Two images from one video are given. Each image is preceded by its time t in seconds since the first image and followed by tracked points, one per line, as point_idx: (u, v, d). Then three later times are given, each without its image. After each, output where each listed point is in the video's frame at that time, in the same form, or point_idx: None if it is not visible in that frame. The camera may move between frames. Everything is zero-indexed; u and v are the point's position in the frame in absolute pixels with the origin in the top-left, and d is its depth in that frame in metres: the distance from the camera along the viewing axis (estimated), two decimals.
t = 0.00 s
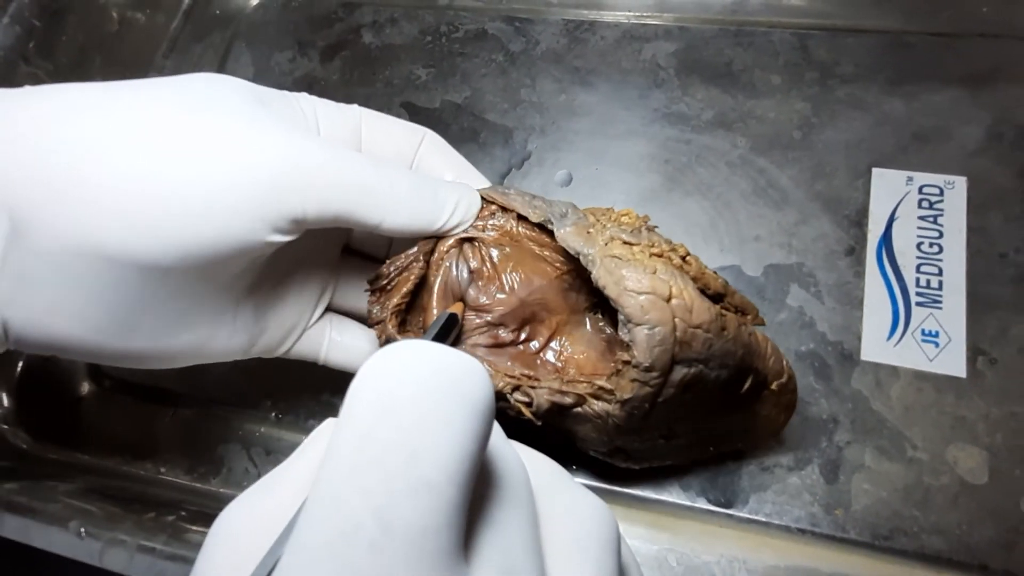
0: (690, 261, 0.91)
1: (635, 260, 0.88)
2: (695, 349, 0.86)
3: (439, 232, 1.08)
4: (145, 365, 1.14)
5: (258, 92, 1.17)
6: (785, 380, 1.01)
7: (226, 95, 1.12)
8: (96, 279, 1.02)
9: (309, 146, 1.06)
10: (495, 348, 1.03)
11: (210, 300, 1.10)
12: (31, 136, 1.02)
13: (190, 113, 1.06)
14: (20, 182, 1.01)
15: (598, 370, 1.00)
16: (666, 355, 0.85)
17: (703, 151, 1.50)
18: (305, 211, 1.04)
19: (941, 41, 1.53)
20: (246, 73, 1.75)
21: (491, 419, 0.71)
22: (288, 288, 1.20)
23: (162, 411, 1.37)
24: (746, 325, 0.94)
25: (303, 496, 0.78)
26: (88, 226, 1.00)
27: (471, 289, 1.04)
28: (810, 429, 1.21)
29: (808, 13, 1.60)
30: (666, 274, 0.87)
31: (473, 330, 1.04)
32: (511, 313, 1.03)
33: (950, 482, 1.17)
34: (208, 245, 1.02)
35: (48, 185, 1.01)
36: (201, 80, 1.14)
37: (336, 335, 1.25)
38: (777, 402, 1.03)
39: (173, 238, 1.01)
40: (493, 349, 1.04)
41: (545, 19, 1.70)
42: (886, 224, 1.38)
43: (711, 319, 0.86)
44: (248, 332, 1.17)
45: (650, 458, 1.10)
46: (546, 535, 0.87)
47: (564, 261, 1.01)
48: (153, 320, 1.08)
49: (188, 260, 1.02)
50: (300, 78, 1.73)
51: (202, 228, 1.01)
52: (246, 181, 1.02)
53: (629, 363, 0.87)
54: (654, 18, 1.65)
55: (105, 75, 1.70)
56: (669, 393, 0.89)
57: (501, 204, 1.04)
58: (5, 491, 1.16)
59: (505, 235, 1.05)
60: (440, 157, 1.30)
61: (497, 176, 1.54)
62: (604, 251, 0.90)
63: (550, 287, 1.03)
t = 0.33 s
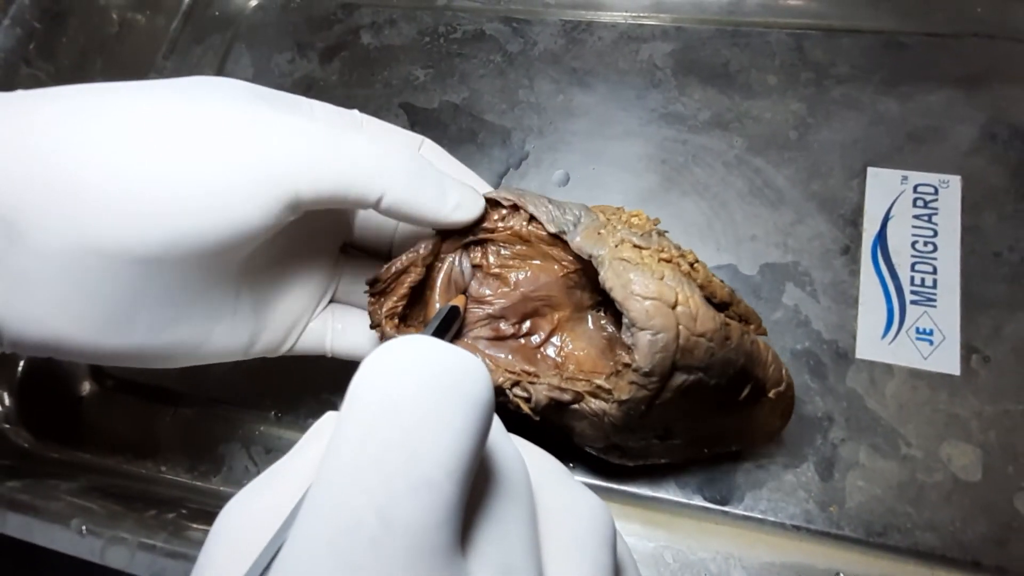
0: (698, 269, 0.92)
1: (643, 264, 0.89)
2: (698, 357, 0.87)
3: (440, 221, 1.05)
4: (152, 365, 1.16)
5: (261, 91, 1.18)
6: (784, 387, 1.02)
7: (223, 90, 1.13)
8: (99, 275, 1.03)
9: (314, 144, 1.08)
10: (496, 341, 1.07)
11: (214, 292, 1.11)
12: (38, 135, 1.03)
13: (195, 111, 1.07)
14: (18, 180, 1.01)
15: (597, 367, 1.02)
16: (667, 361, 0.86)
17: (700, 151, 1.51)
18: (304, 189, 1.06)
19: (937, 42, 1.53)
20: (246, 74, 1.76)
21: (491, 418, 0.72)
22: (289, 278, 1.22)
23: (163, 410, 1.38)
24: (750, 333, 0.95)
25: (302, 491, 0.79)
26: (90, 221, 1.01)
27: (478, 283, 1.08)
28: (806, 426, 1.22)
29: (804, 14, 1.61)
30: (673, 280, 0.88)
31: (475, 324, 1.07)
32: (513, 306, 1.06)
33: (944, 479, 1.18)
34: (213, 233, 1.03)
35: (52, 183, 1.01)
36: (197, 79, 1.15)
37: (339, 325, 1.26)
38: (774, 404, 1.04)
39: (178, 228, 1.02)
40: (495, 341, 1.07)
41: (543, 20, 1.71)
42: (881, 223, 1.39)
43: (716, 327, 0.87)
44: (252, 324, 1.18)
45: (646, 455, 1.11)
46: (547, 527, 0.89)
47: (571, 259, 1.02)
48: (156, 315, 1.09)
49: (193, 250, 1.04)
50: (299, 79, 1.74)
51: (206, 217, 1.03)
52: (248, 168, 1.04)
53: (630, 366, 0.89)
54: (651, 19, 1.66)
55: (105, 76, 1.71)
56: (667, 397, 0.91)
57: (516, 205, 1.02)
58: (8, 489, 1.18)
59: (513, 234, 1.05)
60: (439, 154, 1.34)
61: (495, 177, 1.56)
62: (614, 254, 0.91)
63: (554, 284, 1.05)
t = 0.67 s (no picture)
0: (700, 264, 0.92)
1: (645, 260, 0.89)
2: (704, 351, 0.87)
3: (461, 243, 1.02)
4: (161, 355, 1.15)
5: (277, 93, 1.19)
6: (792, 382, 1.01)
7: (251, 95, 1.14)
8: (119, 273, 1.04)
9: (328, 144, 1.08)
10: (503, 343, 1.03)
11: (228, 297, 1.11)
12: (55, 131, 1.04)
13: (211, 109, 1.08)
14: (39, 175, 1.02)
15: (604, 367, 1.00)
16: (674, 356, 0.86)
17: (705, 150, 1.50)
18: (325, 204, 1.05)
19: (942, 40, 1.53)
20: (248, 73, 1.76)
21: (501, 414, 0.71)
22: (298, 287, 1.21)
23: (166, 410, 1.37)
24: (755, 328, 0.94)
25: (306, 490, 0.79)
26: (112, 218, 1.01)
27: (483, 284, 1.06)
28: (813, 426, 1.22)
29: (808, 12, 1.61)
30: (676, 275, 0.88)
31: (481, 325, 1.03)
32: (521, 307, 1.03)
33: (953, 478, 1.17)
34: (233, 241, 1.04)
35: (69, 178, 1.02)
36: (223, 82, 1.17)
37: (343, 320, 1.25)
38: (784, 402, 1.03)
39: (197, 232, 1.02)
40: (500, 343, 1.03)
41: (547, 19, 1.70)
42: (888, 221, 1.39)
43: (721, 321, 0.87)
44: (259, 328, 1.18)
45: (655, 456, 1.10)
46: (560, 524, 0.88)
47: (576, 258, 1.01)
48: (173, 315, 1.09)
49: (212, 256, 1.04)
50: (302, 78, 1.73)
51: (227, 224, 1.03)
52: (265, 181, 1.04)
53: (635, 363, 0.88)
54: (655, 18, 1.66)
55: (108, 75, 1.71)
56: (675, 393, 0.89)
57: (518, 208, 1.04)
58: (11, 489, 1.16)
59: (517, 232, 1.06)
60: (452, 160, 1.31)
61: (499, 176, 1.55)
62: (616, 251, 0.91)
63: (559, 283, 1.03)
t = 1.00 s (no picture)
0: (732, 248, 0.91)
1: (681, 241, 0.87)
2: (746, 331, 0.84)
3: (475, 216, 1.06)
4: (168, 353, 1.12)
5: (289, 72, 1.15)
6: (823, 368, 1.00)
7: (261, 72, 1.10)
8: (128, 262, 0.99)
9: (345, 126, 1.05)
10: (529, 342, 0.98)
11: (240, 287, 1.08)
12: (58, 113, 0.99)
13: (221, 90, 1.04)
14: (41, 160, 0.97)
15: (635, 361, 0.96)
16: (718, 336, 0.83)
17: (722, 148, 1.47)
18: (340, 185, 1.03)
19: (963, 36, 1.50)
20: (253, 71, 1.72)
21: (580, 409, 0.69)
22: (311, 276, 1.17)
23: (171, 415, 1.33)
24: (790, 311, 0.93)
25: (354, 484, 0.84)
26: (117, 205, 0.97)
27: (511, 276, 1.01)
28: (839, 431, 1.18)
29: (826, 8, 1.57)
30: (713, 254, 0.86)
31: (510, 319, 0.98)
32: (551, 303, 0.98)
33: (985, 484, 1.14)
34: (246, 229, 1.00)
35: (73, 163, 0.98)
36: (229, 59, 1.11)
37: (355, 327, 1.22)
38: (814, 391, 1.02)
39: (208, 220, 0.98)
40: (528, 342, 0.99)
41: (558, 15, 1.67)
42: (911, 221, 1.36)
43: (761, 300, 0.85)
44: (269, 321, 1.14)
45: (684, 455, 1.08)
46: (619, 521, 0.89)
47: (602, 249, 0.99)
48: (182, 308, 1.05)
49: (225, 244, 1.00)
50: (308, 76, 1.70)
51: (238, 211, 0.99)
52: (282, 164, 1.01)
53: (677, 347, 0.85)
54: (669, 14, 1.63)
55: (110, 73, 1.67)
56: (717, 377, 0.87)
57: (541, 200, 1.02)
58: (12, 498, 1.13)
59: (537, 226, 1.02)
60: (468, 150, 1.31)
61: (511, 175, 1.52)
62: (649, 234, 0.88)
63: (584, 278, 1.01)
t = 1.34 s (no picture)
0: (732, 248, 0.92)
1: (680, 243, 0.88)
2: (746, 332, 0.85)
3: (486, 217, 1.07)
4: (180, 351, 1.12)
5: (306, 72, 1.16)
6: (826, 366, 1.00)
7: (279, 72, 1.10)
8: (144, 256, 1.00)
9: (361, 125, 1.07)
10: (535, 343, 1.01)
11: (255, 286, 1.08)
12: (78, 108, 1.00)
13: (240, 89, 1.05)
14: (60, 155, 0.98)
15: (637, 360, 0.98)
16: (717, 338, 0.84)
17: (728, 151, 1.49)
18: (354, 184, 1.04)
19: (965, 42, 1.52)
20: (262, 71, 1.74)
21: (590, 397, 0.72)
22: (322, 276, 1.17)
23: (179, 411, 1.33)
24: (791, 311, 0.93)
25: (363, 460, 0.80)
26: (137, 201, 0.98)
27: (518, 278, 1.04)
28: (845, 429, 1.19)
29: (830, 13, 1.59)
30: (712, 256, 0.87)
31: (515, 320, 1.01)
32: (553, 303, 1.03)
33: (990, 482, 1.15)
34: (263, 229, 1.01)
35: (91, 158, 0.98)
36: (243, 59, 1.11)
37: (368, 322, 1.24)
38: (818, 390, 1.02)
39: (225, 220, 0.99)
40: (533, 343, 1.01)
41: (565, 19, 1.68)
42: (915, 223, 1.37)
43: (760, 301, 0.86)
44: (282, 322, 1.15)
45: (690, 453, 1.08)
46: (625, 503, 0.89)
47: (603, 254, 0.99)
48: (198, 306, 1.06)
49: (242, 241, 1.01)
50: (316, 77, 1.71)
51: (257, 212, 1.00)
52: (300, 161, 1.02)
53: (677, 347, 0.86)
54: (674, 19, 1.64)
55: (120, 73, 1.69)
56: (717, 377, 0.88)
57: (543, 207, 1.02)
58: (26, 487, 1.14)
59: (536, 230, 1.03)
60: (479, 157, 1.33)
61: (518, 176, 1.53)
62: (649, 236, 0.89)
63: (587, 279, 1.03)
